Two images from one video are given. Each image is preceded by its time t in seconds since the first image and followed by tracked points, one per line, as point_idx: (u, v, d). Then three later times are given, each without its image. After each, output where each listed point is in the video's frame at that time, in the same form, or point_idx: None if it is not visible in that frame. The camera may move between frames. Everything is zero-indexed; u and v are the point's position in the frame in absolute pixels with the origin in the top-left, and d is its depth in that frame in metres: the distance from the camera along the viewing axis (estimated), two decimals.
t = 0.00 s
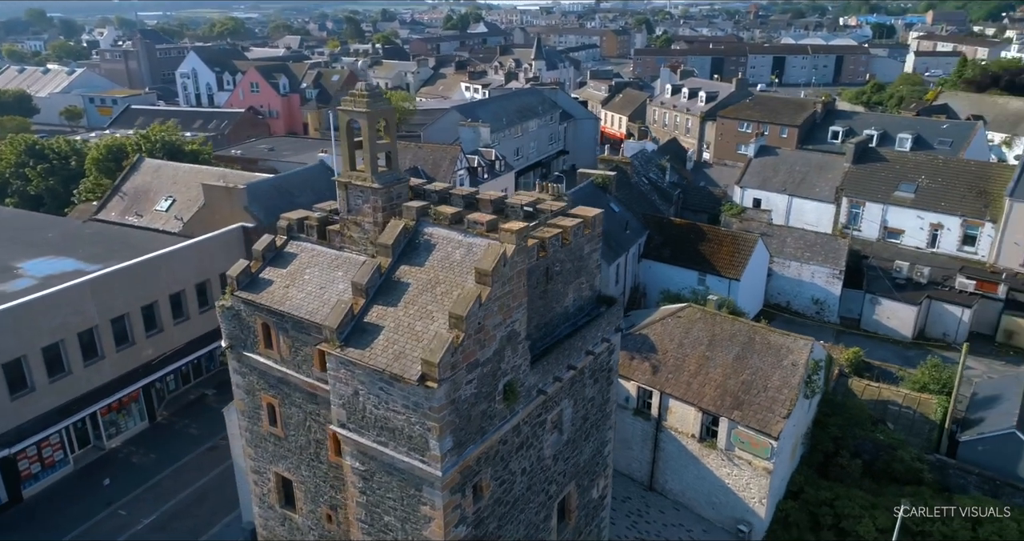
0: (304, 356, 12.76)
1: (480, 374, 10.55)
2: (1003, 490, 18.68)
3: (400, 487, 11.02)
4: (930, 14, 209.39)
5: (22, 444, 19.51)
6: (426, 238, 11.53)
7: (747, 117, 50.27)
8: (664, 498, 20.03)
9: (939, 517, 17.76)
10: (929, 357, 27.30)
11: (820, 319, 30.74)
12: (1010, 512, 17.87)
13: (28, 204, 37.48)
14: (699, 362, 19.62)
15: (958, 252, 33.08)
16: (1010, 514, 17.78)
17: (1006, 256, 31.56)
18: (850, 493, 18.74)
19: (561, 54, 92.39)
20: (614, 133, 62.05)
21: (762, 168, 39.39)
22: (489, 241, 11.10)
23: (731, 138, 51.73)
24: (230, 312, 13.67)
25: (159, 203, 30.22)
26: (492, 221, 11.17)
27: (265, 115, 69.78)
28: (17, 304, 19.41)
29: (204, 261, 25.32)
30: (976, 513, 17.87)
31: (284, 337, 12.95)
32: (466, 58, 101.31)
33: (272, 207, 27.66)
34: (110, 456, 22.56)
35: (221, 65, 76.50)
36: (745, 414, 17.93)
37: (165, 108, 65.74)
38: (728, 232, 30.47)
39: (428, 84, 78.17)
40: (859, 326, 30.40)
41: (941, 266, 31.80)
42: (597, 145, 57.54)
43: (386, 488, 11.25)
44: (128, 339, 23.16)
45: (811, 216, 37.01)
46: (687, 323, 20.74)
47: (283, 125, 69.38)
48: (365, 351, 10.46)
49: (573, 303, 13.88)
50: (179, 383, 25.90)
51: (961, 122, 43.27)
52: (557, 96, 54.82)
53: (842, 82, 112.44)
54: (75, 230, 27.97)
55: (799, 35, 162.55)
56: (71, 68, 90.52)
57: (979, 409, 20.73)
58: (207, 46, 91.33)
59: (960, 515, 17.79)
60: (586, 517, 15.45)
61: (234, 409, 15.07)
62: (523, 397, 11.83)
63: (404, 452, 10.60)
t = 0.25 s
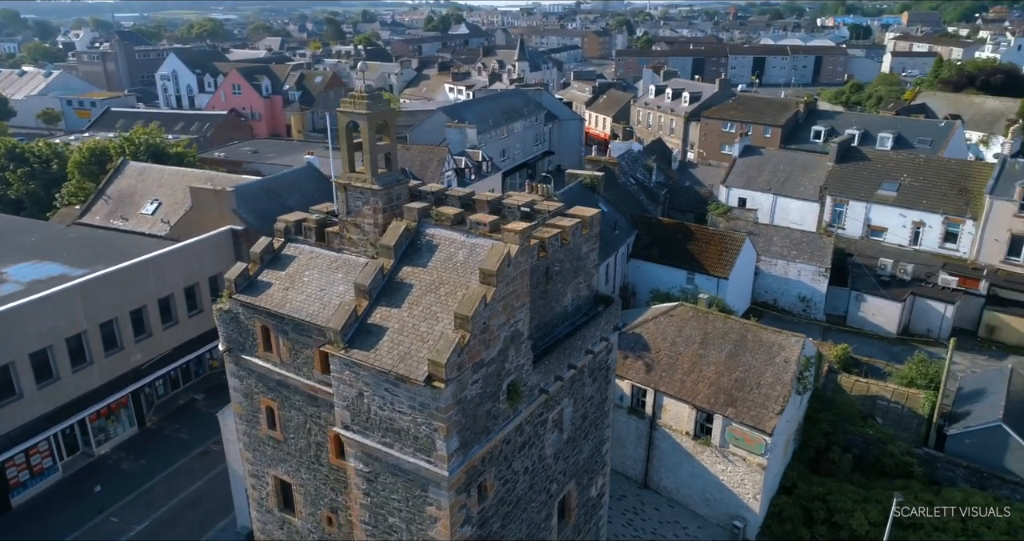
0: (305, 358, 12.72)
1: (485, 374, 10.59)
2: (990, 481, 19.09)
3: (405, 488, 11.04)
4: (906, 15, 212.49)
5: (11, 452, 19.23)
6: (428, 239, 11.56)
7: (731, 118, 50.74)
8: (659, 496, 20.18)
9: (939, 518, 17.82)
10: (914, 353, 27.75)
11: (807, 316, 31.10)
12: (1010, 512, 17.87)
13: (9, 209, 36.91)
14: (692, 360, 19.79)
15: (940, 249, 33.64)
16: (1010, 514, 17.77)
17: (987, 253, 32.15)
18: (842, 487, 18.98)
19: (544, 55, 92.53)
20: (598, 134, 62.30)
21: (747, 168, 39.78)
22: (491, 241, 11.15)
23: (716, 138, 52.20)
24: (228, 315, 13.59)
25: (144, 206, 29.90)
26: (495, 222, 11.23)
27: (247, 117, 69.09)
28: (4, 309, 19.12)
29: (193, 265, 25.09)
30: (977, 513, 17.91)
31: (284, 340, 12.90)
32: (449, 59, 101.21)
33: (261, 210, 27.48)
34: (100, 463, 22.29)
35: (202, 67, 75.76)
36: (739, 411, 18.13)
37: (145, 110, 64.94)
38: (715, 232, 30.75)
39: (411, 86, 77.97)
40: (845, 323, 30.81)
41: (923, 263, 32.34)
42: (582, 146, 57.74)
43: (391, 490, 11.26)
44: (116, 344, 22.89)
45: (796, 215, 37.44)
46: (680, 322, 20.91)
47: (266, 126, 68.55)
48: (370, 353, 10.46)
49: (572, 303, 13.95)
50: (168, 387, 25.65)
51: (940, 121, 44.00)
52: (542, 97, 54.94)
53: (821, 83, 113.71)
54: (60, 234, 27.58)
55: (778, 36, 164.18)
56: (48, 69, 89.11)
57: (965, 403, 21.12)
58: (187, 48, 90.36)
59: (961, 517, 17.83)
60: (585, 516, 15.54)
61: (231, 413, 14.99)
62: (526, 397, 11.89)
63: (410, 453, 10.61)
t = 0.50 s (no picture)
0: (306, 361, 12.68)
1: (491, 374, 10.63)
2: (978, 474, 19.45)
3: (411, 489, 11.05)
4: (883, 17, 215.55)
5: None
6: (431, 241, 11.58)
7: (716, 118, 51.17)
8: (654, 494, 20.31)
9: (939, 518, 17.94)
10: (901, 349, 28.15)
11: (795, 314, 31.42)
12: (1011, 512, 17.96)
13: None
14: (687, 358, 19.95)
15: (924, 246, 34.09)
16: (1011, 514, 17.85)
17: (970, 250, 32.65)
18: (835, 482, 19.20)
19: (528, 57, 92.72)
20: (584, 135, 62.55)
21: (733, 168, 40.13)
22: (495, 241, 11.18)
23: (701, 139, 52.61)
24: (227, 318, 13.51)
25: (131, 210, 29.58)
26: (499, 222, 11.27)
27: (231, 119, 68.44)
28: None
29: (182, 268, 24.88)
30: (977, 513, 18.05)
31: (285, 343, 12.85)
32: (433, 61, 101.09)
33: (251, 213, 27.30)
34: (90, 470, 22.04)
35: (184, 69, 75.06)
36: (734, 408, 18.31)
37: (126, 112, 64.19)
38: (704, 231, 30.99)
39: (396, 87, 77.79)
40: (833, 320, 31.16)
41: (908, 261, 32.76)
42: (568, 147, 57.91)
43: (397, 491, 11.26)
44: (106, 349, 22.63)
45: (782, 214, 37.83)
46: (674, 320, 21.05)
47: (249, 129, 67.67)
48: (376, 354, 10.45)
49: (571, 303, 14.02)
50: (158, 392, 25.41)
51: (921, 121, 44.66)
52: (528, 98, 55.06)
53: (802, 83, 114.89)
54: (45, 239, 27.22)
55: (759, 37, 165.66)
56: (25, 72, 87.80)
57: (954, 397, 21.46)
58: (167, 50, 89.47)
59: (963, 519, 17.93)
60: (586, 514, 15.62)
61: (229, 417, 14.91)
62: (530, 396, 11.93)
63: (417, 454, 10.63)
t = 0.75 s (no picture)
0: (308, 363, 12.65)
1: (496, 374, 10.67)
2: (967, 467, 19.77)
3: (417, 490, 11.06)
4: (860, 17, 218.23)
5: None
6: (433, 241, 11.61)
7: (701, 118, 51.58)
8: (650, 491, 20.46)
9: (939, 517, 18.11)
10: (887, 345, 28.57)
11: (783, 312, 31.74)
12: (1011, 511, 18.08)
13: None
14: (681, 356, 20.12)
15: (907, 244, 34.60)
16: (1010, 513, 17.92)
17: (952, 247, 33.17)
18: (827, 478, 19.44)
19: (512, 58, 92.85)
20: (569, 135, 62.75)
21: (719, 167, 40.48)
22: (498, 241, 11.23)
23: (686, 139, 53.01)
24: (226, 321, 13.44)
25: (117, 213, 29.29)
26: (502, 223, 11.32)
27: (213, 122, 67.83)
28: None
29: (171, 272, 24.67)
30: (976, 512, 18.14)
31: (285, 345, 12.81)
32: (416, 62, 100.93)
33: (240, 215, 27.11)
34: (81, 476, 21.79)
35: (165, 71, 74.28)
36: (729, 405, 18.48)
37: (107, 115, 63.40)
38: (693, 230, 31.25)
39: (380, 88, 77.55)
40: (820, 318, 31.52)
41: (893, 258, 33.22)
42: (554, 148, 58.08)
43: (402, 492, 11.27)
44: (96, 354, 22.38)
45: (768, 213, 38.23)
46: (667, 319, 21.22)
47: (233, 131, 67.14)
48: (381, 356, 10.46)
49: (570, 302, 14.10)
50: (148, 397, 25.18)
51: (903, 120, 45.31)
52: (514, 99, 55.14)
53: (783, 83, 116.10)
54: (30, 243, 26.86)
55: (739, 38, 167.13)
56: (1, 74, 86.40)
57: (941, 392, 21.82)
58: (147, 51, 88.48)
59: (961, 516, 18.06)
60: (585, 513, 15.71)
61: (228, 421, 14.83)
62: (533, 396, 11.99)
63: (423, 454, 10.64)
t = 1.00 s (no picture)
0: (309, 365, 12.62)
1: (501, 374, 10.72)
2: (955, 460, 20.10)
3: (422, 490, 11.08)
4: (837, 18, 220.85)
5: None
6: (435, 242, 11.64)
7: (685, 118, 51.95)
8: (645, 489, 20.60)
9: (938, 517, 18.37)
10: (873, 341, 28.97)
11: (770, 310, 32.07)
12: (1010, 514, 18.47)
13: None
14: (674, 354, 20.28)
15: (891, 241, 35.13)
16: (1010, 514, 18.36)
17: (935, 244, 33.70)
18: (820, 472, 19.68)
19: (495, 59, 92.93)
20: (554, 136, 62.92)
21: (705, 167, 40.81)
22: (502, 242, 11.28)
23: (671, 139, 53.38)
24: (224, 324, 13.36)
25: (103, 217, 28.95)
26: (504, 223, 11.37)
27: (195, 124, 67.16)
28: None
29: (160, 275, 24.44)
30: (976, 513, 18.47)
31: (286, 348, 12.76)
32: (399, 63, 100.70)
33: (229, 218, 26.90)
34: (71, 483, 21.52)
35: (145, 72, 73.44)
36: (723, 402, 18.67)
37: (87, 117, 62.57)
38: (681, 230, 31.49)
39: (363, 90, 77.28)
40: (806, 315, 31.89)
41: (877, 255, 33.69)
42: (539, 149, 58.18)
43: (407, 492, 11.27)
44: (85, 360, 22.10)
45: (753, 212, 38.62)
46: (660, 318, 21.38)
47: (215, 133, 66.55)
48: (387, 357, 10.46)
49: (569, 301, 14.16)
50: (137, 402, 24.93)
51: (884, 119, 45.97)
52: (499, 100, 55.17)
53: (763, 83, 117.27)
54: (14, 248, 26.49)
55: (719, 39, 168.50)
56: None
57: (928, 387, 22.17)
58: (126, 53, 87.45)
59: (961, 516, 18.37)
60: (584, 512, 15.80)
61: (225, 424, 14.74)
62: (536, 395, 12.05)
63: (429, 454, 10.66)
